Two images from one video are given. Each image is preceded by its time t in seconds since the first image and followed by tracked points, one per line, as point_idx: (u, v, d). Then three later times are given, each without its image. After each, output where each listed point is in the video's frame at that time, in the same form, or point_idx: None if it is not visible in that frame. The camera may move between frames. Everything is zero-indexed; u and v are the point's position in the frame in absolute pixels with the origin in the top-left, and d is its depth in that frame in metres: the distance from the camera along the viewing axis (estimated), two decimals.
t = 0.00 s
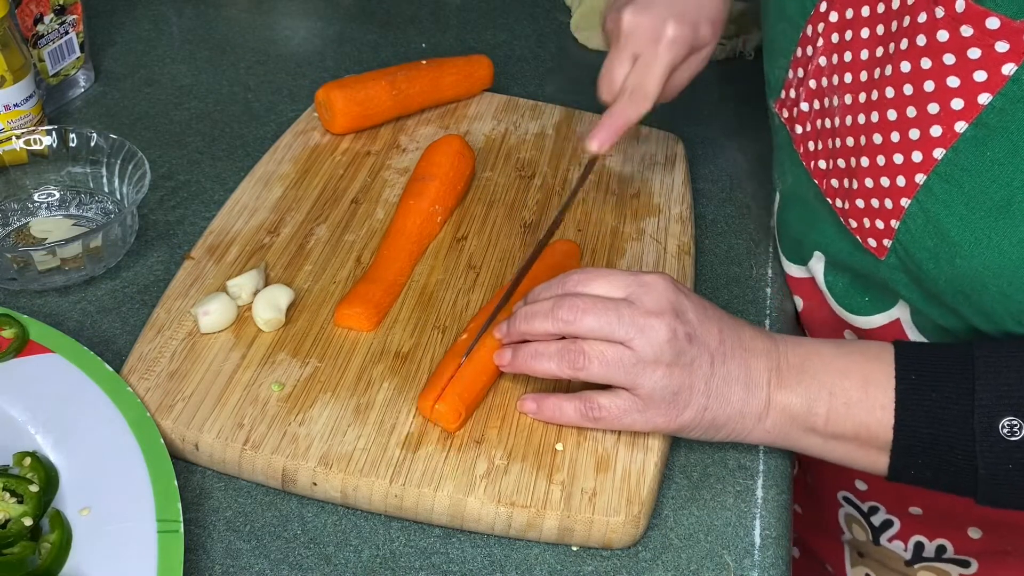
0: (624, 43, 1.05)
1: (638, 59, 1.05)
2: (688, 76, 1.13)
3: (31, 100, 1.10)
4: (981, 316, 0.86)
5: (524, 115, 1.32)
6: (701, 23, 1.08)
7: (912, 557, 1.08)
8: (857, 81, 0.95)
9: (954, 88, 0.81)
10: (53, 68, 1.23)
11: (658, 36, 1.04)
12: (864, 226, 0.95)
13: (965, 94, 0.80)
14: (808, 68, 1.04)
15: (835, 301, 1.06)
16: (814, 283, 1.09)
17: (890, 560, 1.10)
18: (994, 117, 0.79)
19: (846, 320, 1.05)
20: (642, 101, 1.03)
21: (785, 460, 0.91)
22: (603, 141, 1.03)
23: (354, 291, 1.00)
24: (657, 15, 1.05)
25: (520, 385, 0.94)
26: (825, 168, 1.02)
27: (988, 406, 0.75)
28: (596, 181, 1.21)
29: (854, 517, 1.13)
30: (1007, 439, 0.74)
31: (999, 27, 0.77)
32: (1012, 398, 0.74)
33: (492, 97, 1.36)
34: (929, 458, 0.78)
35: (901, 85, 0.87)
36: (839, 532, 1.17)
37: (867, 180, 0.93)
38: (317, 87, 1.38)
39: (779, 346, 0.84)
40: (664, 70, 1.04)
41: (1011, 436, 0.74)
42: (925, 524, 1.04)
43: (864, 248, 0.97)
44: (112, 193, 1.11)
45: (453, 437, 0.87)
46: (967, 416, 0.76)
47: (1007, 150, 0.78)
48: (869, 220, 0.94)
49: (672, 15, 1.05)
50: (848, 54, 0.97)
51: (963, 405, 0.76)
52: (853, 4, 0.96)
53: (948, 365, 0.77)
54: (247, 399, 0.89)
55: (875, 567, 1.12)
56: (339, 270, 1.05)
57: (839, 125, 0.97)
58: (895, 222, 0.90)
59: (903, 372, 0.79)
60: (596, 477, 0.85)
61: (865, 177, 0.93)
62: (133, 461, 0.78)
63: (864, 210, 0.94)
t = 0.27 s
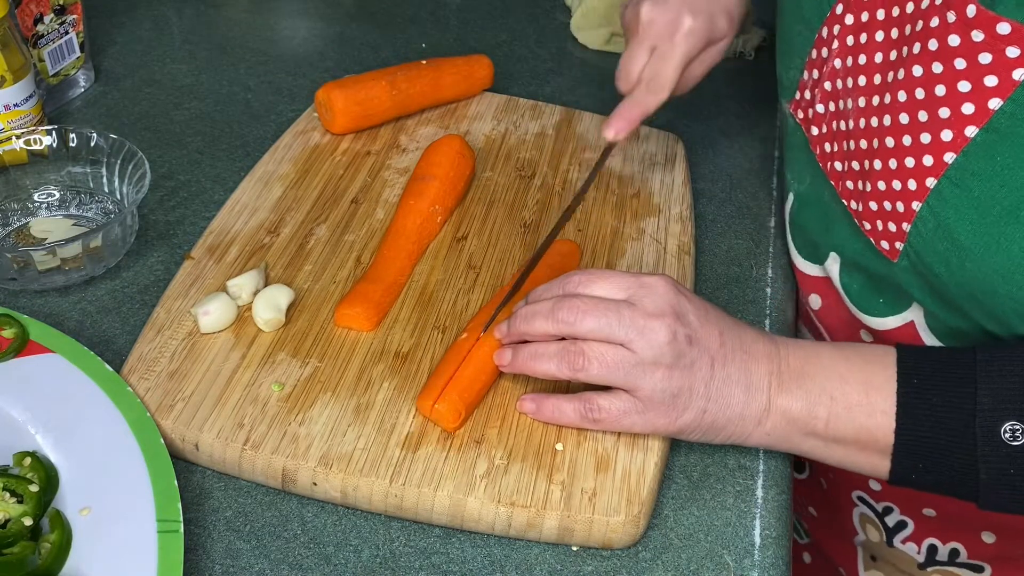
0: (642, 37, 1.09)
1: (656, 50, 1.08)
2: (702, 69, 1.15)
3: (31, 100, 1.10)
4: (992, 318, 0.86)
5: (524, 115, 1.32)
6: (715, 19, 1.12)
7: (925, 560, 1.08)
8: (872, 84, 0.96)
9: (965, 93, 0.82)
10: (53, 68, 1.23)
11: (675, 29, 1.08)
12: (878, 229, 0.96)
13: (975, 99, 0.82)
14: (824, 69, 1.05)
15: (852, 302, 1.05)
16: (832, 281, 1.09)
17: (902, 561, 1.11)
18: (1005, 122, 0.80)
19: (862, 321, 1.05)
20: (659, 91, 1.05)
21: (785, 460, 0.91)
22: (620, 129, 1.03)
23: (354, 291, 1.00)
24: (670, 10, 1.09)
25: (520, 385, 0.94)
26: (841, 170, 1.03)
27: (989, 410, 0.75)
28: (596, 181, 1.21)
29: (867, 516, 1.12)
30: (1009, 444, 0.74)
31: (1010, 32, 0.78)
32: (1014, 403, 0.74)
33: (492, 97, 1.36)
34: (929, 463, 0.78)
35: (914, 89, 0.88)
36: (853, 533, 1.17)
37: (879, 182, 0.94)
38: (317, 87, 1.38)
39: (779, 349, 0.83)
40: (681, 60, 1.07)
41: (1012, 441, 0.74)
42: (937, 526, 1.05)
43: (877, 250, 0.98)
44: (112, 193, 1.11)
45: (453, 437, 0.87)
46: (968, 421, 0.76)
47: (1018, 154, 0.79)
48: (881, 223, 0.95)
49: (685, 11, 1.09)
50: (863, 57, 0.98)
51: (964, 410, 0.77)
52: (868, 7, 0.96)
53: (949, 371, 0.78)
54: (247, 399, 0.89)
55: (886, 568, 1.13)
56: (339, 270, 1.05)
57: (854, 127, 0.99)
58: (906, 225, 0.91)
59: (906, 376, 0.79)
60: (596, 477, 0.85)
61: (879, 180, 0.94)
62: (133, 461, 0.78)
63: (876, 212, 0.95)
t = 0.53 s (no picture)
0: (659, 29, 1.07)
1: (673, 42, 1.06)
2: (720, 60, 1.13)
3: (31, 100, 1.10)
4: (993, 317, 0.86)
5: (524, 115, 1.32)
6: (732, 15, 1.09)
7: (931, 560, 1.08)
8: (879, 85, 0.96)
9: (970, 96, 0.83)
10: (53, 68, 1.23)
11: (690, 20, 1.06)
12: (884, 229, 0.97)
13: (981, 102, 0.82)
14: (834, 69, 1.05)
15: (861, 299, 1.05)
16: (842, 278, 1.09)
17: (908, 560, 1.10)
18: (1009, 125, 0.80)
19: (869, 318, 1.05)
20: (676, 80, 1.04)
21: (785, 460, 0.91)
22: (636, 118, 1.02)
23: (354, 291, 1.00)
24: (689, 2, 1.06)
25: (520, 385, 0.94)
26: (850, 170, 1.03)
27: (990, 413, 0.75)
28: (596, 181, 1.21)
29: (876, 513, 1.13)
30: (1009, 447, 0.74)
31: (1015, 37, 0.78)
32: (1015, 406, 0.74)
33: (492, 97, 1.36)
34: (929, 465, 0.78)
35: (920, 91, 0.88)
36: (860, 531, 1.16)
37: (887, 182, 0.94)
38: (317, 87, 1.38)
39: (779, 350, 0.83)
40: (697, 54, 1.05)
41: (1013, 444, 0.74)
42: (946, 524, 1.05)
43: (883, 250, 0.98)
44: (112, 193, 1.11)
45: (453, 437, 0.87)
46: (968, 423, 0.76)
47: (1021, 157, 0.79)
48: (889, 223, 0.95)
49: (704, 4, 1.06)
50: (872, 58, 0.98)
51: (965, 413, 0.76)
52: (879, 8, 0.96)
53: (949, 372, 0.78)
54: (247, 399, 0.89)
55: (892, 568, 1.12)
56: (339, 270, 1.05)
57: (862, 128, 0.98)
58: (912, 225, 0.91)
59: (907, 377, 0.79)
60: (596, 476, 0.85)
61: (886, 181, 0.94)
62: (133, 461, 0.78)
63: (885, 212, 0.96)
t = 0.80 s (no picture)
0: (677, 22, 1.13)
1: (690, 34, 1.12)
2: (732, 57, 1.19)
3: (31, 100, 1.10)
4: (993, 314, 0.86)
5: (524, 115, 1.32)
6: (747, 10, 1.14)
7: (929, 559, 1.08)
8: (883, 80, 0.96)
9: (971, 89, 0.83)
10: (53, 68, 1.23)
11: (707, 15, 1.11)
12: (885, 222, 0.97)
13: (981, 94, 0.82)
14: (840, 65, 1.05)
15: (863, 295, 1.04)
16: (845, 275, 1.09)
17: (907, 560, 1.10)
18: (1009, 117, 0.80)
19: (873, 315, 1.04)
20: (693, 70, 1.08)
21: (785, 460, 0.91)
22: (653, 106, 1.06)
23: (355, 291, 1.00)
24: None
25: (520, 385, 0.94)
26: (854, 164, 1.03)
27: (990, 414, 0.75)
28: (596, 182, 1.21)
29: (876, 511, 1.12)
30: (1009, 447, 0.74)
31: (1016, 29, 0.78)
32: (1015, 406, 0.74)
33: (492, 97, 1.36)
34: (929, 465, 0.78)
35: (922, 84, 0.89)
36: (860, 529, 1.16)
37: (888, 175, 0.94)
38: (317, 87, 1.38)
39: (779, 350, 0.83)
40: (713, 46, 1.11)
41: (1013, 444, 0.74)
42: (945, 524, 1.04)
43: (884, 242, 0.98)
44: (112, 193, 1.11)
45: (453, 437, 0.87)
46: (968, 424, 0.76)
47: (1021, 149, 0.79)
48: (890, 216, 0.95)
49: None
50: (877, 53, 0.98)
51: (965, 413, 0.76)
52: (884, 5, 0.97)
53: (948, 373, 0.78)
54: (247, 399, 0.89)
55: (892, 566, 1.13)
56: (339, 270, 1.05)
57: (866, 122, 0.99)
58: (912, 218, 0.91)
59: (906, 378, 0.79)
60: (596, 477, 0.85)
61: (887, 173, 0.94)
62: (133, 461, 0.78)
63: (886, 204, 0.96)
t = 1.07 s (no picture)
0: (684, 25, 1.15)
1: (696, 37, 1.15)
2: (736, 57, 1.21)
3: (31, 100, 1.10)
4: (992, 312, 0.86)
5: (524, 115, 1.32)
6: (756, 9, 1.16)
7: (929, 560, 1.08)
8: (887, 78, 0.96)
9: (971, 87, 0.83)
10: (53, 68, 1.23)
11: (715, 18, 1.13)
12: (887, 220, 0.97)
13: (981, 93, 0.82)
14: (846, 63, 1.05)
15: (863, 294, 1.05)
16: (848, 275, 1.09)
17: (907, 561, 1.10)
18: (1008, 116, 0.80)
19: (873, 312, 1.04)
20: (698, 72, 1.13)
21: (785, 460, 0.91)
22: (662, 104, 1.12)
23: (355, 292, 1.00)
24: None
25: (520, 385, 0.94)
26: (857, 162, 1.03)
27: (989, 418, 0.75)
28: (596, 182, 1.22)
29: (876, 512, 1.12)
30: (1008, 452, 0.74)
31: (1016, 28, 0.78)
32: (1014, 411, 0.74)
33: (492, 97, 1.36)
34: (928, 468, 0.78)
35: (925, 82, 0.89)
36: (860, 531, 1.16)
37: (889, 173, 0.94)
38: (317, 87, 1.38)
39: (778, 351, 0.83)
40: (719, 48, 1.13)
41: (1012, 449, 0.74)
42: (945, 526, 1.04)
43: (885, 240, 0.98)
44: (112, 193, 1.11)
45: (453, 437, 0.87)
46: (967, 427, 0.76)
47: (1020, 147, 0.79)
48: (891, 214, 0.95)
49: None
50: (881, 52, 0.98)
51: (965, 417, 0.76)
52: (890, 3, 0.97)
53: (947, 376, 0.77)
54: (247, 399, 0.89)
55: (891, 568, 1.13)
56: (339, 270, 1.05)
57: (869, 120, 0.99)
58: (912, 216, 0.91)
59: (906, 381, 0.79)
60: (596, 477, 0.85)
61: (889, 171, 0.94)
62: (132, 461, 0.78)
63: (887, 203, 0.96)
